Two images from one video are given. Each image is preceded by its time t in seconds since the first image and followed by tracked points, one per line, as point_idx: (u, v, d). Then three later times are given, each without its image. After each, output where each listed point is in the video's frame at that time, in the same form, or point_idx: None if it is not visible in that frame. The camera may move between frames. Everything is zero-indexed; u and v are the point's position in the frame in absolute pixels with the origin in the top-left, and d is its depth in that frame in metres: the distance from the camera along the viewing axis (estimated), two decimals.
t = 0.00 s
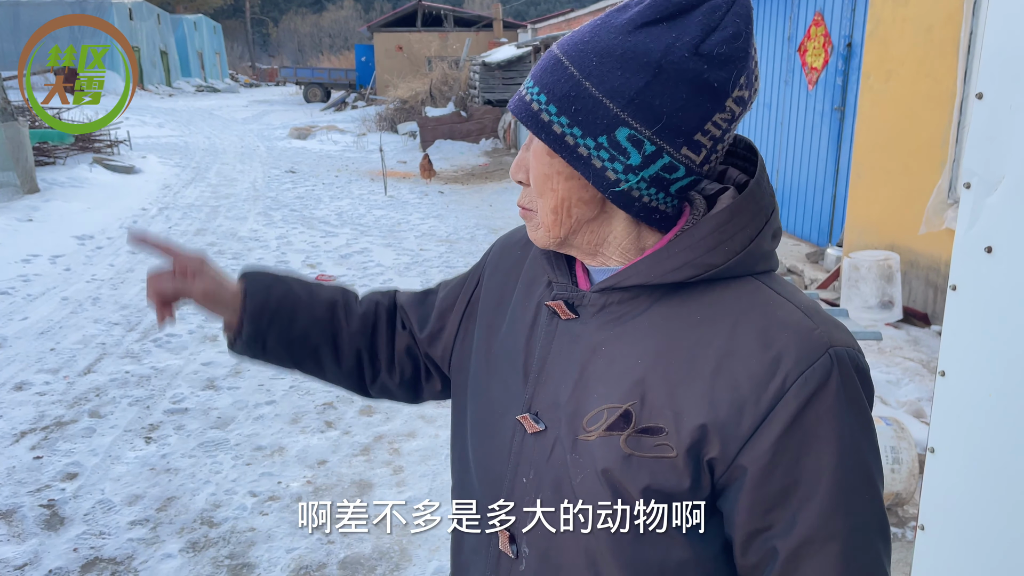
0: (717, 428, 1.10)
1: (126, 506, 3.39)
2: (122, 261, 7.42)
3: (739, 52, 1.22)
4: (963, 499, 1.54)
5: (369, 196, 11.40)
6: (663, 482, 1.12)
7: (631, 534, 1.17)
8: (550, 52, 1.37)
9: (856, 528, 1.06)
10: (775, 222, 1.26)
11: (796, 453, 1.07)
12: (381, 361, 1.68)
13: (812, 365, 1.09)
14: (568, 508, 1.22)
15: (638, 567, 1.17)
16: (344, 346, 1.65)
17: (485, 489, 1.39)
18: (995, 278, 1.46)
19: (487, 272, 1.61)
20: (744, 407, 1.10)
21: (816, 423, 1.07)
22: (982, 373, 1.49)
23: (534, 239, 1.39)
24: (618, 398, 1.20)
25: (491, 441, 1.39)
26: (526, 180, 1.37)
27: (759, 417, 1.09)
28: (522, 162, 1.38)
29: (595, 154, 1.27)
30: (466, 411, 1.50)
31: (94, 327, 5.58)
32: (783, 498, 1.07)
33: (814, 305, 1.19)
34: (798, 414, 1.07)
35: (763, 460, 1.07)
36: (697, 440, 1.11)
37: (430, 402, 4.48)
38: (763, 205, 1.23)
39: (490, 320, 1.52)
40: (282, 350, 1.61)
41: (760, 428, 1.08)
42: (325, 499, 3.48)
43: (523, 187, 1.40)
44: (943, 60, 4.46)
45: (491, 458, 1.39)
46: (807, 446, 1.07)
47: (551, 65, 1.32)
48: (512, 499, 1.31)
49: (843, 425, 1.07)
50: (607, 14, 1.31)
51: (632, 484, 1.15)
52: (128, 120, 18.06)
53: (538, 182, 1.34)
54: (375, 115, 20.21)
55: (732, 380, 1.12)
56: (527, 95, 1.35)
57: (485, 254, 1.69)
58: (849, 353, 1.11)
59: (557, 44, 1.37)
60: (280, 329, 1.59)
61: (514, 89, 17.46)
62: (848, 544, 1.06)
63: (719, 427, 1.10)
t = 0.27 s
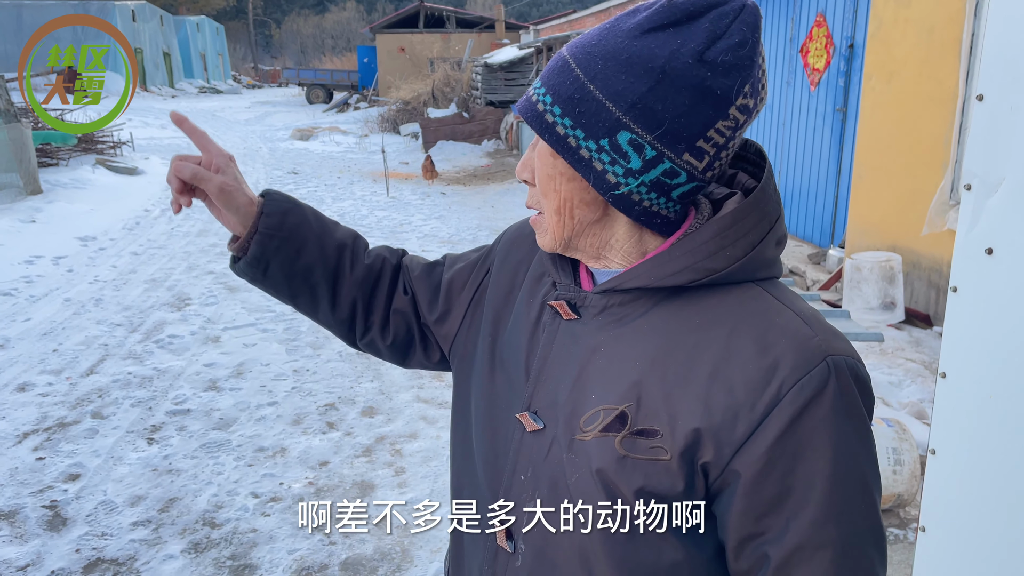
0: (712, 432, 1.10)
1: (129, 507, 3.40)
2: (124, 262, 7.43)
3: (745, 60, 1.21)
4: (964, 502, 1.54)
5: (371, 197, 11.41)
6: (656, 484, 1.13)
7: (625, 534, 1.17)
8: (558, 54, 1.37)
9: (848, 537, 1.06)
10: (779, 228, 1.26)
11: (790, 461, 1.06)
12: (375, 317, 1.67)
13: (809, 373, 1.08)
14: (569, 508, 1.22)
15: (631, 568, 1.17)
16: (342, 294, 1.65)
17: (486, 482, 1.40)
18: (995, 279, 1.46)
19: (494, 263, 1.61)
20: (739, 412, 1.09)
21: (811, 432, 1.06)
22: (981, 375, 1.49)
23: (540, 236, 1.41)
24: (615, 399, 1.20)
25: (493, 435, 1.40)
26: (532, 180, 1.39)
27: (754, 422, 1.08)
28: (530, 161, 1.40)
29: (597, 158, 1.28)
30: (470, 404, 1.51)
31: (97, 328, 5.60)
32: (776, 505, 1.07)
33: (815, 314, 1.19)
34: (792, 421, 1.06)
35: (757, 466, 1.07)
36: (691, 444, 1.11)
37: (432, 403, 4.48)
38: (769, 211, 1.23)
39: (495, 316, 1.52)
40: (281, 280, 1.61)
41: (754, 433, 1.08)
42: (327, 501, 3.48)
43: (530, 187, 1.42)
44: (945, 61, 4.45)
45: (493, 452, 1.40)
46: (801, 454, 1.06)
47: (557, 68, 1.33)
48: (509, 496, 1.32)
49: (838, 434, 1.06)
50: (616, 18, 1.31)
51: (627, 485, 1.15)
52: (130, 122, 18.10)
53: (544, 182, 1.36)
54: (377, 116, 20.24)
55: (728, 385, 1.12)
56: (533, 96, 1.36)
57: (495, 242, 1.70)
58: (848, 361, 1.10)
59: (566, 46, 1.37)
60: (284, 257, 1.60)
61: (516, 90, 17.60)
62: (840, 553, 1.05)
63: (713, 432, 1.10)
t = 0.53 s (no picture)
0: (716, 433, 1.10)
1: (132, 509, 3.40)
2: (128, 264, 7.46)
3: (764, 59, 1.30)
4: (969, 505, 1.53)
5: (374, 199, 11.42)
6: (662, 487, 1.12)
7: (631, 535, 1.17)
8: (574, 61, 1.31)
9: (853, 536, 1.06)
10: (780, 229, 1.26)
11: (796, 461, 1.06)
12: (392, 364, 1.68)
13: (813, 373, 1.08)
14: (568, 508, 1.22)
15: (636, 568, 1.18)
16: (357, 349, 1.65)
17: (489, 488, 1.40)
18: (999, 281, 1.45)
19: (494, 272, 1.62)
20: (744, 414, 1.09)
21: (815, 432, 1.06)
22: (985, 376, 1.48)
23: (555, 241, 1.34)
24: (619, 401, 1.20)
25: (495, 440, 1.40)
26: (559, 185, 1.31)
27: (758, 423, 1.08)
28: (546, 161, 1.33)
29: (654, 160, 1.27)
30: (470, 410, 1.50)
31: (101, 330, 5.61)
32: (780, 505, 1.08)
33: (817, 313, 1.18)
34: (797, 421, 1.07)
35: (762, 467, 1.07)
36: (696, 445, 1.11)
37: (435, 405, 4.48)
38: (768, 210, 1.22)
39: (495, 320, 1.52)
40: (296, 352, 1.61)
41: (760, 435, 1.08)
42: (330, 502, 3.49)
43: (547, 192, 1.33)
44: (949, 63, 4.44)
45: (495, 457, 1.39)
46: (805, 454, 1.06)
47: (595, 68, 1.27)
48: (513, 499, 1.32)
49: (842, 434, 1.06)
50: (635, 15, 1.31)
51: (632, 488, 1.15)
52: (135, 124, 18.15)
53: (567, 181, 1.30)
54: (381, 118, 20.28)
55: (732, 387, 1.12)
56: (563, 101, 1.29)
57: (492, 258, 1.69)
58: (851, 361, 1.10)
59: (585, 49, 1.31)
60: (293, 329, 1.60)
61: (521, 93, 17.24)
62: (844, 553, 1.06)
63: (719, 433, 1.10)
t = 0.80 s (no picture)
0: (733, 432, 1.10)
1: (137, 510, 3.41)
2: (133, 267, 7.48)
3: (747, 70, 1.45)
4: (974, 508, 1.53)
5: (378, 202, 11.45)
6: (679, 488, 1.12)
7: (647, 536, 1.16)
8: (644, 53, 1.25)
9: (870, 530, 1.06)
10: (783, 227, 1.27)
11: (811, 456, 1.06)
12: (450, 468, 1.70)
13: (826, 367, 1.08)
14: (568, 508, 1.24)
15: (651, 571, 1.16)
16: (413, 479, 1.67)
17: (497, 497, 1.38)
18: (1002, 283, 1.46)
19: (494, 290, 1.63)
20: (759, 411, 1.10)
21: (830, 427, 1.06)
22: (989, 379, 1.48)
23: (630, 246, 1.30)
24: (632, 405, 1.20)
25: (500, 451, 1.39)
26: (644, 188, 1.27)
27: (774, 421, 1.09)
28: (625, 164, 1.27)
29: (722, 160, 1.30)
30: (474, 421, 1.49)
31: (106, 332, 5.63)
32: (796, 501, 1.07)
33: (824, 309, 1.19)
34: (812, 417, 1.07)
35: (778, 464, 1.07)
36: (713, 444, 1.11)
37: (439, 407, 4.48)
38: (771, 209, 1.23)
39: (494, 335, 1.52)
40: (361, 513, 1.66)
41: (775, 432, 1.08)
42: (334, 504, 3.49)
43: (627, 197, 1.28)
44: (953, 66, 4.44)
45: (502, 467, 1.38)
46: (821, 449, 1.06)
47: (673, 69, 1.23)
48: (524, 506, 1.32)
49: (856, 427, 1.06)
50: (662, 17, 1.32)
51: (649, 490, 1.14)
52: (140, 127, 18.22)
53: (654, 185, 1.27)
54: (385, 121, 20.31)
55: (747, 385, 1.12)
56: (661, 98, 1.22)
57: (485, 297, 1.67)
58: (861, 355, 1.11)
59: (645, 46, 1.26)
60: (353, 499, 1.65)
61: (524, 94, 17.62)
62: (862, 547, 1.05)
63: (735, 432, 1.10)
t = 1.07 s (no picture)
0: (741, 429, 1.10)
1: (139, 511, 3.42)
2: (135, 268, 7.49)
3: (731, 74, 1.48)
4: (974, 510, 1.53)
5: (380, 204, 11.45)
6: (689, 487, 1.12)
7: (656, 537, 1.15)
8: (641, 54, 1.25)
9: (876, 521, 1.07)
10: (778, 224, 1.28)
11: (817, 450, 1.08)
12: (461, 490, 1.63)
13: (828, 362, 1.10)
14: (568, 508, 1.24)
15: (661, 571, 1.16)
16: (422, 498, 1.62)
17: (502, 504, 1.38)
18: (1001, 286, 1.46)
19: (490, 300, 1.63)
20: (766, 407, 1.11)
21: (834, 420, 1.08)
22: (989, 382, 1.48)
23: (630, 248, 1.30)
24: (637, 405, 1.20)
25: (504, 458, 1.38)
26: (643, 188, 1.27)
27: (780, 416, 1.10)
28: (624, 164, 1.28)
29: (717, 158, 1.30)
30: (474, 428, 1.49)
31: (109, 334, 5.64)
32: (804, 495, 1.09)
33: (822, 303, 1.20)
34: (818, 411, 1.08)
35: (786, 459, 1.08)
36: (721, 442, 1.11)
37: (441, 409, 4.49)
38: (766, 208, 1.24)
39: (494, 345, 1.52)
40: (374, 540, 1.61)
41: (782, 428, 1.09)
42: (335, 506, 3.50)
43: (626, 197, 1.28)
44: (955, 68, 4.44)
45: (506, 473, 1.37)
46: (827, 442, 1.07)
47: (670, 69, 1.24)
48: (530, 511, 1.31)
49: (859, 419, 1.08)
50: (656, 20, 1.33)
51: (657, 490, 1.14)
52: (143, 129, 18.25)
53: (653, 185, 1.27)
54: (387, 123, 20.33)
55: (752, 381, 1.13)
56: (659, 97, 1.22)
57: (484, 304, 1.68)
58: (861, 349, 1.12)
59: (641, 47, 1.26)
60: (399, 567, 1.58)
61: (525, 98, 17.58)
62: (870, 538, 1.07)
63: (743, 428, 1.10)
